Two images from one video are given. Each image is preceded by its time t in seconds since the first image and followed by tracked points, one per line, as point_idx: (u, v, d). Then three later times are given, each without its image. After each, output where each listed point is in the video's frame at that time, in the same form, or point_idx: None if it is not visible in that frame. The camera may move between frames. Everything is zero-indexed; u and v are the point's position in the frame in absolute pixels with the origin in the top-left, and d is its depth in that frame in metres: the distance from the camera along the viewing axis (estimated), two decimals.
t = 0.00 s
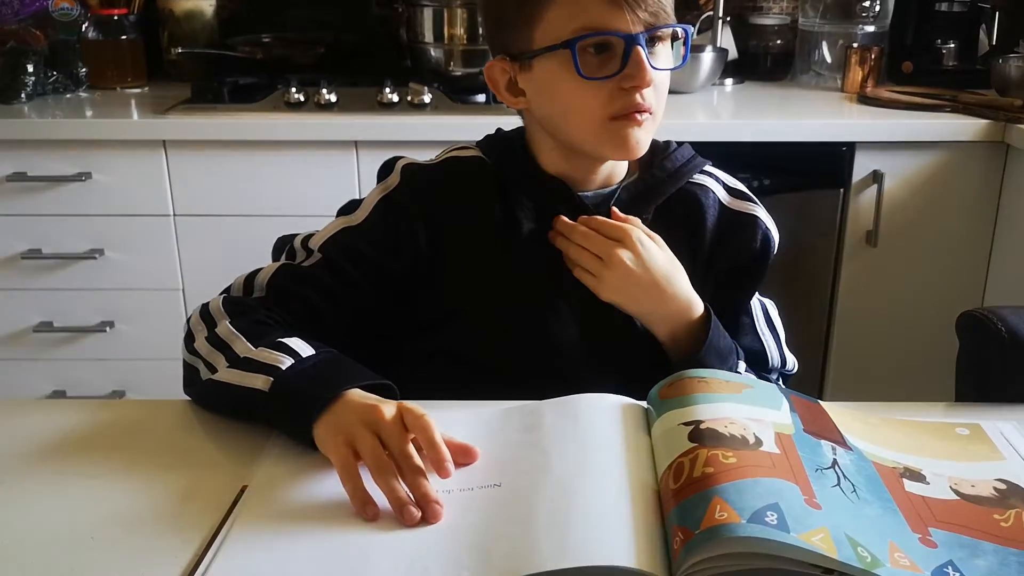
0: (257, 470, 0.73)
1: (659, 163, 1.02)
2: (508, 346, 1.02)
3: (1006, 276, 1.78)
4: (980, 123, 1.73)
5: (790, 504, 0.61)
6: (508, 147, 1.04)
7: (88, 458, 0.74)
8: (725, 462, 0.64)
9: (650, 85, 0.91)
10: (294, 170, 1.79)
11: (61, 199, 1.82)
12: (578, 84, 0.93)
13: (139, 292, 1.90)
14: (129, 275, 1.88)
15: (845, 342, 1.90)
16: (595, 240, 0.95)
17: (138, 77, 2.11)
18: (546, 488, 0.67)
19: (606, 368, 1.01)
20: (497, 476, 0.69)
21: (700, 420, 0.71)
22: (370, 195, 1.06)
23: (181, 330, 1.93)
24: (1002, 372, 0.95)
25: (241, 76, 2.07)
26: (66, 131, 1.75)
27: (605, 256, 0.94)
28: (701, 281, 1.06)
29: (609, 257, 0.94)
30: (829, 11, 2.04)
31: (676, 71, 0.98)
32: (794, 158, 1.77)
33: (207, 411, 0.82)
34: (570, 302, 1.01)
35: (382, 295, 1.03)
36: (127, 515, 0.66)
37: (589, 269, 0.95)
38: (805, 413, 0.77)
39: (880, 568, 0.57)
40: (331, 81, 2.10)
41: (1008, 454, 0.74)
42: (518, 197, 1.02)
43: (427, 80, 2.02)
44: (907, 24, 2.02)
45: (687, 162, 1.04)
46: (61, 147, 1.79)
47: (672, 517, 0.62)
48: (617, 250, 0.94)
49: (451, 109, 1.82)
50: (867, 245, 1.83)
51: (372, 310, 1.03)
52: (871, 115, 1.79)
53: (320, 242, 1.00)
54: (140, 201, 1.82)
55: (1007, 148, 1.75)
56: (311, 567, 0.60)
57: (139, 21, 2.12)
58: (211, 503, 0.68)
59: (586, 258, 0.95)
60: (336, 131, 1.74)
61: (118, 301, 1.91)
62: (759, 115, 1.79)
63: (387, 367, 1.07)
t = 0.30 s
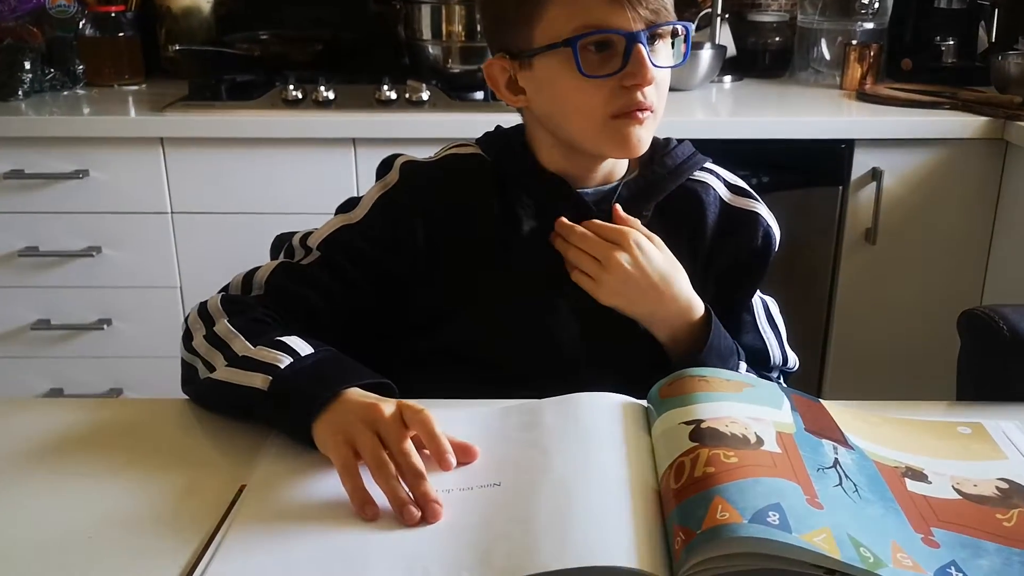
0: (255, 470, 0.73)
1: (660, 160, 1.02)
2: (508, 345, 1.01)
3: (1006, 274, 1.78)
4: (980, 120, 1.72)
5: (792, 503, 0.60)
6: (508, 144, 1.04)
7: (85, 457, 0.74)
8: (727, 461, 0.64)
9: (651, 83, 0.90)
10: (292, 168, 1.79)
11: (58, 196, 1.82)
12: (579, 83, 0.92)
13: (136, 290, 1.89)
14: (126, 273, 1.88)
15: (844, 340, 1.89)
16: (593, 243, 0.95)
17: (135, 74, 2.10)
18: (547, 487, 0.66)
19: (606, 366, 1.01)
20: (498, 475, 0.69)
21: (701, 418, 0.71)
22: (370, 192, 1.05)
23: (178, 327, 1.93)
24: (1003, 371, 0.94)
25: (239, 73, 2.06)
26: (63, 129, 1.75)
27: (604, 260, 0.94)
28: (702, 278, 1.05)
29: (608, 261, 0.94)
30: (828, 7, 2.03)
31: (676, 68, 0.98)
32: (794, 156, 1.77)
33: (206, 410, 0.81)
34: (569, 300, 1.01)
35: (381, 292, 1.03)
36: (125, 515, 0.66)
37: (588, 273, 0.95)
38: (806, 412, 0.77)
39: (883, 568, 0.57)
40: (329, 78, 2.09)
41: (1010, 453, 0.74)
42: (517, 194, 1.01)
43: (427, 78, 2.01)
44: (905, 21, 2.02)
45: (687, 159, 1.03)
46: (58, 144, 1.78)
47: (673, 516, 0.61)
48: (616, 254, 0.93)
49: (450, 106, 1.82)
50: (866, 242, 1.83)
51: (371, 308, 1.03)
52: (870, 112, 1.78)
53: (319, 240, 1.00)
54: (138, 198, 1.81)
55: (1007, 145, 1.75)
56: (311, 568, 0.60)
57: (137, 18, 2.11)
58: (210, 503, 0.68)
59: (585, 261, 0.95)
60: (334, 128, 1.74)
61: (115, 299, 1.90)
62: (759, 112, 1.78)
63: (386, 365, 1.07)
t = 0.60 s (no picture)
0: (254, 468, 0.72)
1: (661, 159, 1.02)
2: (507, 343, 1.01)
3: (1006, 273, 1.78)
4: (980, 118, 1.72)
5: (793, 503, 0.60)
6: (508, 141, 1.04)
7: (83, 455, 0.74)
8: (728, 461, 0.64)
9: (653, 83, 0.90)
10: (291, 165, 1.78)
11: (56, 193, 1.81)
12: (580, 81, 0.92)
13: (135, 288, 1.89)
14: (125, 270, 1.87)
15: (843, 338, 1.89)
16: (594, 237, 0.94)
17: (134, 71, 2.09)
18: (546, 487, 0.66)
19: (606, 364, 1.00)
20: (498, 474, 0.69)
21: (702, 417, 0.71)
22: (370, 190, 1.05)
23: (177, 325, 1.92)
24: (1003, 370, 0.94)
25: (238, 70, 2.06)
26: (61, 125, 1.74)
27: (605, 256, 0.93)
28: (704, 276, 1.05)
29: (609, 256, 0.93)
30: (828, 4, 2.02)
31: (677, 67, 0.97)
32: (794, 154, 1.77)
33: (205, 408, 0.81)
34: (569, 299, 1.00)
35: (381, 290, 1.03)
36: (123, 513, 0.66)
37: (589, 268, 0.94)
38: (806, 410, 0.76)
39: (884, 568, 0.57)
40: (329, 76, 2.09)
41: (1011, 452, 0.74)
42: (517, 191, 1.01)
43: (427, 75, 2.01)
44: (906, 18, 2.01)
45: (688, 157, 1.03)
46: (57, 141, 1.77)
47: (674, 516, 0.61)
48: (617, 250, 0.93)
49: (449, 103, 1.81)
50: (866, 241, 1.83)
51: (370, 306, 1.03)
52: (870, 110, 1.78)
53: (319, 238, 1.00)
54: (137, 196, 1.81)
55: (1006, 143, 1.75)
56: (310, 566, 0.59)
57: (136, 15, 2.10)
58: (208, 501, 0.68)
59: (586, 257, 0.94)
60: (333, 125, 1.73)
61: (114, 296, 1.90)
62: (759, 110, 1.78)
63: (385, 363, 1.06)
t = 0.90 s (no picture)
0: (255, 465, 0.73)
1: (660, 159, 1.02)
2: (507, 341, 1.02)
3: (1006, 272, 1.78)
4: (980, 117, 1.73)
5: (786, 503, 0.61)
6: (508, 141, 1.04)
7: (86, 452, 0.75)
8: (723, 460, 0.65)
9: (652, 84, 0.90)
10: (293, 162, 1.79)
11: (59, 189, 1.82)
12: (581, 83, 0.93)
13: (137, 283, 1.90)
14: (127, 266, 1.88)
15: (843, 337, 1.90)
16: (594, 235, 0.95)
17: (137, 67, 2.10)
18: (544, 485, 0.67)
19: (605, 363, 1.01)
20: (496, 472, 0.70)
21: (698, 417, 0.71)
22: (370, 189, 1.05)
23: (179, 320, 1.93)
24: (999, 370, 0.95)
25: (241, 67, 2.07)
26: (64, 121, 1.75)
27: (605, 255, 0.94)
28: (702, 277, 1.06)
29: (609, 255, 0.94)
30: (829, 4, 2.04)
31: (677, 68, 0.98)
32: (794, 153, 1.77)
33: (207, 406, 0.82)
34: (569, 297, 1.01)
35: (382, 289, 1.03)
36: (126, 510, 0.67)
37: (588, 267, 0.95)
38: (802, 410, 0.77)
39: (876, 568, 0.58)
40: (331, 72, 2.10)
41: (1005, 452, 0.75)
42: (518, 191, 1.02)
43: (429, 73, 2.02)
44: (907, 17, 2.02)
45: (687, 158, 1.03)
46: (59, 137, 1.78)
47: (669, 515, 0.62)
48: (617, 249, 0.94)
49: (451, 101, 1.82)
50: (866, 239, 1.83)
51: (372, 305, 1.03)
52: (871, 109, 1.78)
53: (320, 237, 1.00)
54: (140, 192, 1.81)
55: (1007, 143, 1.75)
56: (309, 564, 0.60)
57: (139, 12, 2.11)
58: (210, 498, 0.68)
59: (586, 256, 0.95)
60: (334, 122, 1.74)
61: (116, 292, 1.91)
62: (759, 108, 1.78)
63: (386, 360, 1.07)
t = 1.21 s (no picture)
0: (256, 462, 0.74)
1: (660, 159, 1.03)
2: (507, 339, 1.02)
3: (1007, 270, 1.78)
4: (982, 116, 1.73)
5: (782, 501, 0.61)
6: (508, 140, 1.05)
7: (89, 449, 0.75)
8: (720, 460, 0.65)
9: (652, 84, 0.91)
10: (297, 158, 1.79)
11: (62, 186, 1.83)
12: (581, 83, 0.93)
13: (140, 279, 1.91)
14: (130, 262, 1.89)
15: (844, 335, 1.90)
16: (594, 235, 0.95)
17: (141, 63, 2.10)
18: (541, 484, 0.67)
19: (605, 361, 1.02)
20: (495, 471, 0.70)
21: (695, 416, 0.72)
22: (370, 189, 1.06)
23: (182, 317, 1.94)
24: (997, 370, 0.95)
25: (245, 63, 2.07)
26: (67, 118, 1.76)
27: (606, 255, 0.94)
28: (701, 276, 1.06)
29: (610, 255, 0.94)
30: (832, 2, 2.05)
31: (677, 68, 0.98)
32: (796, 151, 1.77)
33: (207, 403, 0.83)
34: (568, 296, 1.02)
35: (381, 288, 1.04)
36: (127, 508, 0.67)
37: (589, 267, 0.95)
38: (800, 409, 0.78)
39: (871, 567, 0.58)
40: (334, 69, 2.10)
41: (1000, 452, 0.75)
42: (518, 190, 1.02)
43: (433, 70, 2.02)
44: (910, 15, 2.02)
45: (687, 157, 1.04)
46: (62, 134, 1.79)
47: (666, 513, 0.62)
48: (617, 248, 0.94)
49: (453, 98, 1.82)
50: (867, 237, 1.83)
51: (372, 303, 1.04)
52: (873, 107, 1.79)
53: (320, 236, 1.01)
54: (143, 188, 1.82)
55: (1009, 141, 1.75)
56: (309, 561, 0.61)
57: (143, 9, 2.11)
58: (210, 496, 0.69)
59: (586, 256, 0.95)
60: (337, 119, 1.75)
61: (119, 288, 1.92)
62: (761, 106, 1.79)
63: (387, 358, 1.08)
